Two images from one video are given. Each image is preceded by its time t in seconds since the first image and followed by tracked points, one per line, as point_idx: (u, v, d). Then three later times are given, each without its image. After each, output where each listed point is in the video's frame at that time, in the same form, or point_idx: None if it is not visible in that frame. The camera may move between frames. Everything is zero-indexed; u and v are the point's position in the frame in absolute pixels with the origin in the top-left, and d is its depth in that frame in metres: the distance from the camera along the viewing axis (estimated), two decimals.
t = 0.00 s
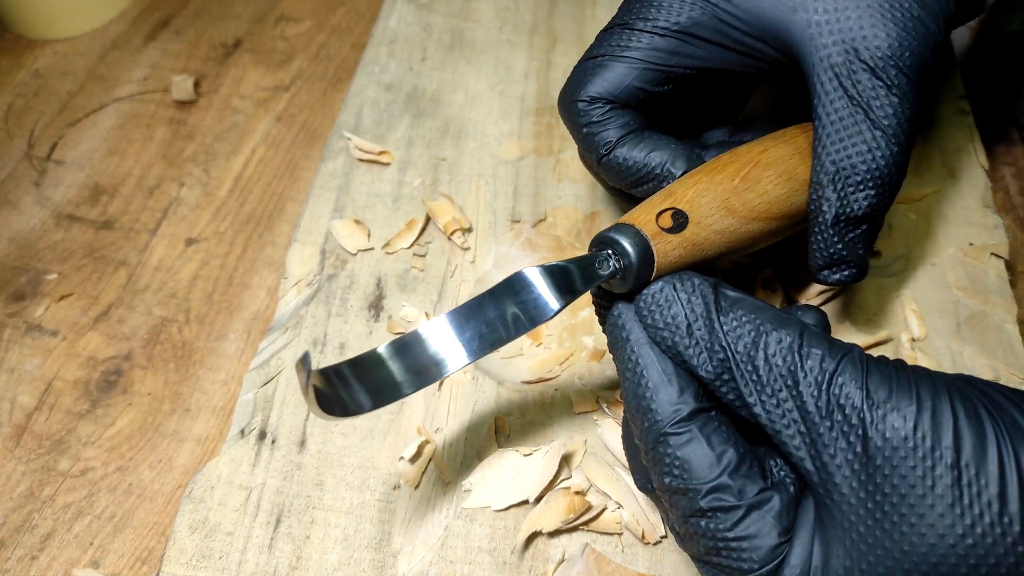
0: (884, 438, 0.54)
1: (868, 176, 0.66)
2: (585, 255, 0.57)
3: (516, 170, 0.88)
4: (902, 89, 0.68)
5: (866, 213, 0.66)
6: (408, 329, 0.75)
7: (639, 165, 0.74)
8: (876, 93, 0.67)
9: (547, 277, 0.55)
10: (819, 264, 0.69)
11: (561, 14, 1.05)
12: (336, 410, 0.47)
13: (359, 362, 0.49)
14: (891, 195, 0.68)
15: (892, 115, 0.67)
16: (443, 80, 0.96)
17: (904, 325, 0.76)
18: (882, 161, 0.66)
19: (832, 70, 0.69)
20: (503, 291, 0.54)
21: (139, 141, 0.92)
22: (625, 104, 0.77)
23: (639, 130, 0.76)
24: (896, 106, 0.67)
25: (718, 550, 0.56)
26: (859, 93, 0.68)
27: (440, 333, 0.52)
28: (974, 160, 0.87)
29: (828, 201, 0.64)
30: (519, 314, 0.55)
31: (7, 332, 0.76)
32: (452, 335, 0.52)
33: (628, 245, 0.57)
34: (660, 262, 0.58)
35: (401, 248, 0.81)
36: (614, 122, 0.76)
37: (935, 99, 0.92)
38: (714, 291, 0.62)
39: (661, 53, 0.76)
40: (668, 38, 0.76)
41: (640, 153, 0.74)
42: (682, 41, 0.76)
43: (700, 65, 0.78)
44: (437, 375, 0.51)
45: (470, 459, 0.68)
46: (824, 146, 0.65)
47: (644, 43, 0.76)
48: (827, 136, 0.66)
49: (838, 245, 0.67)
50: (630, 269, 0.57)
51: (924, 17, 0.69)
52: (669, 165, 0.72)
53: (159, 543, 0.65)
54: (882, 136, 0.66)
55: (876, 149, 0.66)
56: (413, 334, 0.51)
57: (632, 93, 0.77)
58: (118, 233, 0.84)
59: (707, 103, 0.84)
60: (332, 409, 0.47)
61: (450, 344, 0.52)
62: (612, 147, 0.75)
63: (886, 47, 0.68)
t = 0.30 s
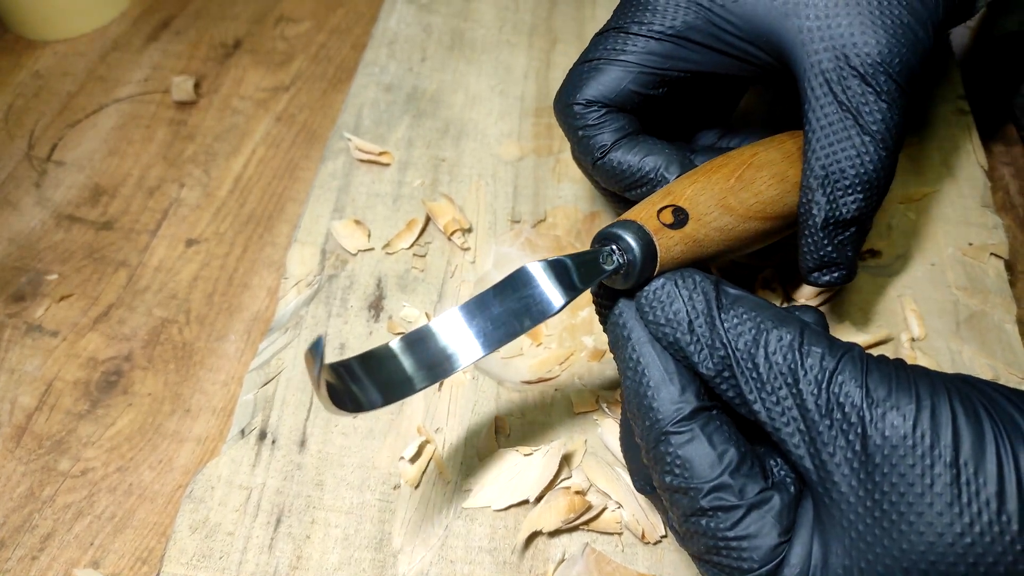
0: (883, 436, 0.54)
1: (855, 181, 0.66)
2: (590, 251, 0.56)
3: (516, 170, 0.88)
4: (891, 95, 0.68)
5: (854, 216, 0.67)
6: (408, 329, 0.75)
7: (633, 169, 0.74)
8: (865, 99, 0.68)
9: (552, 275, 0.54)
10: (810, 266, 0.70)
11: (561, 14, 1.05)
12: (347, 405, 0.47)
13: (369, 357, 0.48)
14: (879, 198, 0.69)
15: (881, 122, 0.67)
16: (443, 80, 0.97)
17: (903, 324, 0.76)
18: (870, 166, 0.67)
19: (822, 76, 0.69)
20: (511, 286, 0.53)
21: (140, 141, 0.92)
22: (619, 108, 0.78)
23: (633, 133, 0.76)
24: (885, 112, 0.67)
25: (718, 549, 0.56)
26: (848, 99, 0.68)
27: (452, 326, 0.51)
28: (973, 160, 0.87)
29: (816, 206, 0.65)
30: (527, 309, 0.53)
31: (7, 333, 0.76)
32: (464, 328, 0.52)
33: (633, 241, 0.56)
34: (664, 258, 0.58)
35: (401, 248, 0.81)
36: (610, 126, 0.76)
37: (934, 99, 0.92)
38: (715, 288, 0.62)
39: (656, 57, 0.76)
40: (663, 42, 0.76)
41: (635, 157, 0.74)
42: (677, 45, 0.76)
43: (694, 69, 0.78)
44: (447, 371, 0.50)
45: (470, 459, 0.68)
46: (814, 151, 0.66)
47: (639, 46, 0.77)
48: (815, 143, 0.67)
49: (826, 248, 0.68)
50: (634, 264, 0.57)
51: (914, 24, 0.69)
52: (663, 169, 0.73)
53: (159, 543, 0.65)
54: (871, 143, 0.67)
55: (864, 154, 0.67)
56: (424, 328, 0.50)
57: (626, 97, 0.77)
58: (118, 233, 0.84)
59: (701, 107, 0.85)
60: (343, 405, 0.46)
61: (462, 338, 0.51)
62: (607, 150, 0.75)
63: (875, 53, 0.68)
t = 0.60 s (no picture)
0: (882, 436, 0.54)
1: (856, 182, 0.67)
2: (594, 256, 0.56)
3: (516, 170, 0.88)
4: (892, 96, 0.68)
5: (853, 217, 0.68)
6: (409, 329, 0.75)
7: (633, 163, 0.74)
8: (866, 100, 0.68)
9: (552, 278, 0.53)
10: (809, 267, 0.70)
11: (561, 13, 1.05)
12: (349, 412, 0.43)
13: (368, 356, 0.44)
14: (878, 199, 0.69)
15: (881, 123, 0.68)
16: (443, 80, 0.96)
17: (903, 324, 0.76)
18: (870, 167, 0.67)
19: (823, 76, 0.69)
20: (514, 288, 0.51)
21: (140, 141, 0.92)
22: (619, 103, 0.77)
23: (632, 128, 0.76)
24: (885, 114, 0.68)
25: (718, 549, 0.56)
26: (849, 100, 0.68)
27: (453, 323, 0.48)
28: (973, 159, 0.87)
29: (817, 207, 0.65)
30: (530, 309, 0.51)
31: (7, 333, 0.76)
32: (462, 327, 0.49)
33: (634, 243, 0.56)
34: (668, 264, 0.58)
35: (401, 248, 0.81)
36: (608, 122, 0.76)
37: (934, 99, 0.92)
38: (714, 290, 0.62)
39: (655, 53, 0.76)
40: (663, 37, 0.76)
41: (634, 150, 0.74)
42: (677, 41, 0.76)
43: (694, 66, 0.78)
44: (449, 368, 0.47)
45: (470, 459, 0.68)
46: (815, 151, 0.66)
47: (638, 42, 0.76)
48: (817, 142, 0.66)
49: (825, 249, 0.68)
50: (638, 269, 0.57)
51: (914, 24, 0.69)
52: (663, 161, 0.72)
53: (160, 543, 0.65)
54: (872, 144, 0.67)
55: (865, 155, 0.67)
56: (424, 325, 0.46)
57: (626, 92, 0.77)
58: (119, 233, 0.84)
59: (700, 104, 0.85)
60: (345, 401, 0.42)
61: (464, 336, 0.48)
62: (607, 146, 0.75)
63: (877, 55, 0.68)
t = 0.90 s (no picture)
0: (881, 436, 0.54)
1: (854, 186, 0.67)
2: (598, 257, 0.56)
3: (516, 170, 0.88)
4: (892, 101, 0.68)
5: (850, 220, 0.68)
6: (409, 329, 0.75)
7: (634, 155, 0.73)
8: (866, 104, 0.68)
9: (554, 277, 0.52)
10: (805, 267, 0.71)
11: (561, 13, 1.05)
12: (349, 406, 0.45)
13: (366, 349, 0.44)
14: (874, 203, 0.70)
15: (881, 127, 0.68)
16: (444, 80, 0.97)
17: (903, 324, 0.76)
18: (869, 172, 0.67)
19: (825, 79, 0.69)
20: (516, 284, 0.51)
21: (140, 142, 0.92)
22: (618, 98, 0.77)
23: (631, 121, 0.76)
24: (885, 118, 0.68)
25: (716, 550, 0.56)
26: (850, 104, 0.68)
27: (455, 313, 0.47)
28: (973, 160, 0.87)
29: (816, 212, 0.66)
30: (531, 308, 0.51)
31: (8, 333, 0.76)
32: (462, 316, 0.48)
33: (636, 243, 0.56)
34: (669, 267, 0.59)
35: (401, 248, 0.81)
36: (607, 116, 0.76)
37: (934, 99, 0.92)
38: (712, 290, 0.62)
39: (655, 49, 0.76)
40: (662, 33, 0.76)
41: (635, 143, 0.74)
42: (677, 37, 0.76)
43: (694, 62, 0.78)
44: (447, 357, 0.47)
45: (470, 459, 0.68)
46: (816, 152, 0.66)
47: (637, 37, 0.77)
48: (818, 146, 0.66)
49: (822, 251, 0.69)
50: (641, 272, 0.57)
51: (915, 30, 0.69)
52: (664, 151, 0.72)
53: (160, 543, 0.65)
54: (871, 149, 0.68)
55: (865, 160, 0.67)
56: (425, 313, 0.46)
57: (625, 87, 0.77)
58: (119, 233, 0.84)
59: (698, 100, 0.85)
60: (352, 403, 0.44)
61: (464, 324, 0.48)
62: (607, 139, 0.75)
63: (879, 60, 0.68)
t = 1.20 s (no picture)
0: (881, 437, 0.54)
1: (851, 192, 0.67)
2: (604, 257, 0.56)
3: (516, 170, 0.88)
4: (892, 108, 0.69)
5: (845, 225, 0.69)
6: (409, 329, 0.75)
7: (635, 147, 0.73)
8: (867, 110, 0.68)
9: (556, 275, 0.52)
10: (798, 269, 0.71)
11: (561, 13, 1.05)
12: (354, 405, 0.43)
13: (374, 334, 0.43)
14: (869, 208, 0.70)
15: (881, 134, 0.68)
16: (443, 80, 0.96)
17: (904, 324, 0.76)
18: (865, 178, 0.68)
19: (827, 83, 0.69)
20: (522, 281, 0.50)
21: (140, 141, 0.92)
22: (619, 89, 0.77)
23: (632, 113, 0.76)
24: (885, 125, 0.68)
25: (716, 550, 0.56)
26: (851, 109, 0.68)
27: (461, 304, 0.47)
28: (973, 160, 0.87)
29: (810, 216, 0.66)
30: (538, 305, 0.51)
31: (7, 333, 0.76)
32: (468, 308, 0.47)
33: (641, 243, 0.56)
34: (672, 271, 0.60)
35: (401, 248, 0.81)
36: (608, 107, 0.76)
37: (934, 99, 0.92)
38: (713, 290, 0.62)
39: (657, 41, 0.77)
40: (666, 26, 0.76)
41: (636, 134, 0.73)
42: (680, 31, 0.76)
43: (695, 57, 0.78)
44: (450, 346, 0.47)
45: (469, 459, 0.68)
46: (814, 155, 0.66)
47: (640, 29, 0.77)
48: (816, 150, 0.66)
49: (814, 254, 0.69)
50: (646, 272, 0.57)
51: (919, 37, 0.69)
52: (666, 143, 0.72)
53: (159, 543, 0.65)
54: (869, 155, 0.68)
55: (862, 166, 0.67)
56: (432, 301, 0.46)
57: (627, 79, 0.77)
58: (118, 233, 0.84)
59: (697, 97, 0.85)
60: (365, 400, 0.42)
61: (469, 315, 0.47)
62: (607, 131, 0.75)
63: (881, 66, 0.68)
